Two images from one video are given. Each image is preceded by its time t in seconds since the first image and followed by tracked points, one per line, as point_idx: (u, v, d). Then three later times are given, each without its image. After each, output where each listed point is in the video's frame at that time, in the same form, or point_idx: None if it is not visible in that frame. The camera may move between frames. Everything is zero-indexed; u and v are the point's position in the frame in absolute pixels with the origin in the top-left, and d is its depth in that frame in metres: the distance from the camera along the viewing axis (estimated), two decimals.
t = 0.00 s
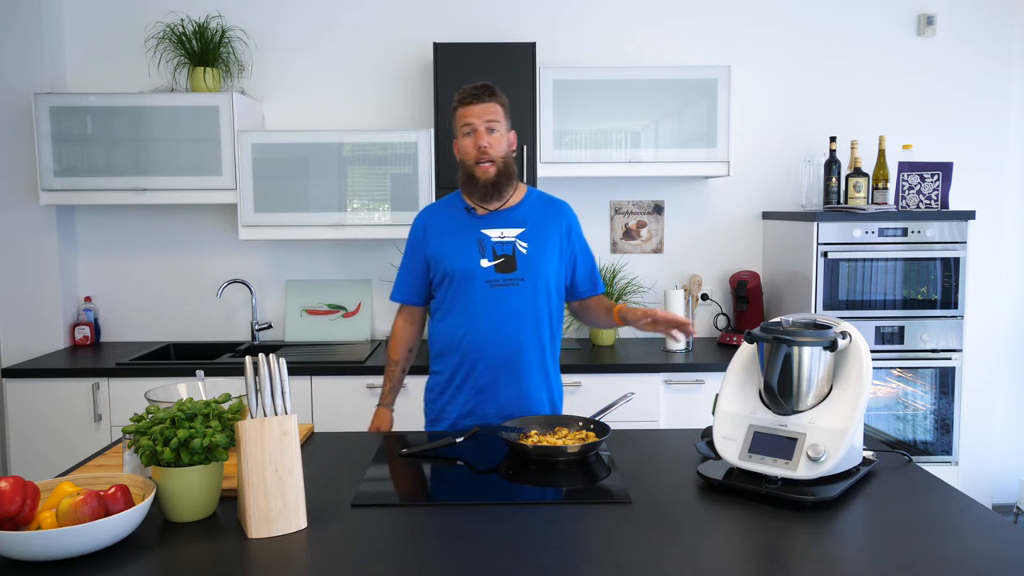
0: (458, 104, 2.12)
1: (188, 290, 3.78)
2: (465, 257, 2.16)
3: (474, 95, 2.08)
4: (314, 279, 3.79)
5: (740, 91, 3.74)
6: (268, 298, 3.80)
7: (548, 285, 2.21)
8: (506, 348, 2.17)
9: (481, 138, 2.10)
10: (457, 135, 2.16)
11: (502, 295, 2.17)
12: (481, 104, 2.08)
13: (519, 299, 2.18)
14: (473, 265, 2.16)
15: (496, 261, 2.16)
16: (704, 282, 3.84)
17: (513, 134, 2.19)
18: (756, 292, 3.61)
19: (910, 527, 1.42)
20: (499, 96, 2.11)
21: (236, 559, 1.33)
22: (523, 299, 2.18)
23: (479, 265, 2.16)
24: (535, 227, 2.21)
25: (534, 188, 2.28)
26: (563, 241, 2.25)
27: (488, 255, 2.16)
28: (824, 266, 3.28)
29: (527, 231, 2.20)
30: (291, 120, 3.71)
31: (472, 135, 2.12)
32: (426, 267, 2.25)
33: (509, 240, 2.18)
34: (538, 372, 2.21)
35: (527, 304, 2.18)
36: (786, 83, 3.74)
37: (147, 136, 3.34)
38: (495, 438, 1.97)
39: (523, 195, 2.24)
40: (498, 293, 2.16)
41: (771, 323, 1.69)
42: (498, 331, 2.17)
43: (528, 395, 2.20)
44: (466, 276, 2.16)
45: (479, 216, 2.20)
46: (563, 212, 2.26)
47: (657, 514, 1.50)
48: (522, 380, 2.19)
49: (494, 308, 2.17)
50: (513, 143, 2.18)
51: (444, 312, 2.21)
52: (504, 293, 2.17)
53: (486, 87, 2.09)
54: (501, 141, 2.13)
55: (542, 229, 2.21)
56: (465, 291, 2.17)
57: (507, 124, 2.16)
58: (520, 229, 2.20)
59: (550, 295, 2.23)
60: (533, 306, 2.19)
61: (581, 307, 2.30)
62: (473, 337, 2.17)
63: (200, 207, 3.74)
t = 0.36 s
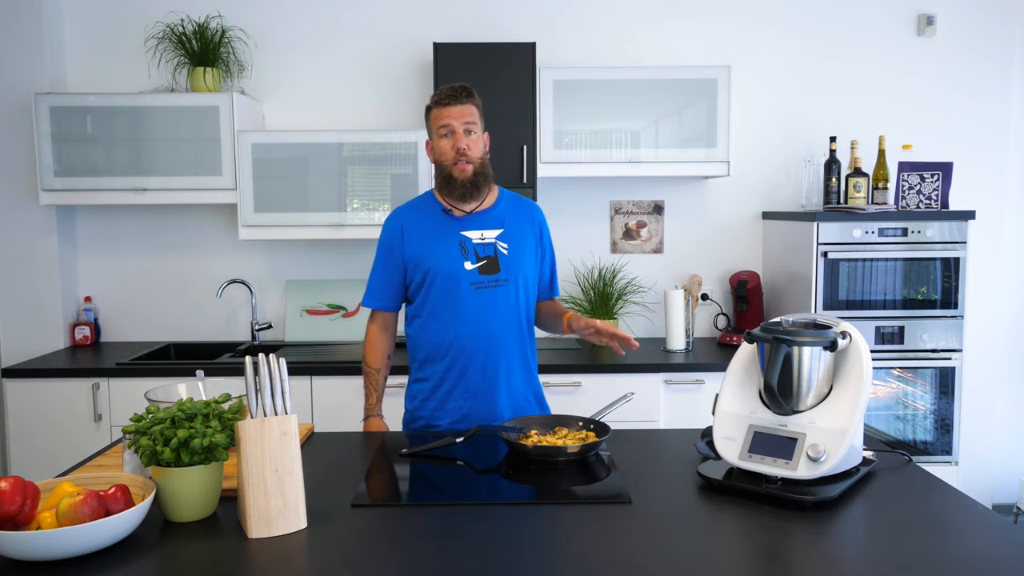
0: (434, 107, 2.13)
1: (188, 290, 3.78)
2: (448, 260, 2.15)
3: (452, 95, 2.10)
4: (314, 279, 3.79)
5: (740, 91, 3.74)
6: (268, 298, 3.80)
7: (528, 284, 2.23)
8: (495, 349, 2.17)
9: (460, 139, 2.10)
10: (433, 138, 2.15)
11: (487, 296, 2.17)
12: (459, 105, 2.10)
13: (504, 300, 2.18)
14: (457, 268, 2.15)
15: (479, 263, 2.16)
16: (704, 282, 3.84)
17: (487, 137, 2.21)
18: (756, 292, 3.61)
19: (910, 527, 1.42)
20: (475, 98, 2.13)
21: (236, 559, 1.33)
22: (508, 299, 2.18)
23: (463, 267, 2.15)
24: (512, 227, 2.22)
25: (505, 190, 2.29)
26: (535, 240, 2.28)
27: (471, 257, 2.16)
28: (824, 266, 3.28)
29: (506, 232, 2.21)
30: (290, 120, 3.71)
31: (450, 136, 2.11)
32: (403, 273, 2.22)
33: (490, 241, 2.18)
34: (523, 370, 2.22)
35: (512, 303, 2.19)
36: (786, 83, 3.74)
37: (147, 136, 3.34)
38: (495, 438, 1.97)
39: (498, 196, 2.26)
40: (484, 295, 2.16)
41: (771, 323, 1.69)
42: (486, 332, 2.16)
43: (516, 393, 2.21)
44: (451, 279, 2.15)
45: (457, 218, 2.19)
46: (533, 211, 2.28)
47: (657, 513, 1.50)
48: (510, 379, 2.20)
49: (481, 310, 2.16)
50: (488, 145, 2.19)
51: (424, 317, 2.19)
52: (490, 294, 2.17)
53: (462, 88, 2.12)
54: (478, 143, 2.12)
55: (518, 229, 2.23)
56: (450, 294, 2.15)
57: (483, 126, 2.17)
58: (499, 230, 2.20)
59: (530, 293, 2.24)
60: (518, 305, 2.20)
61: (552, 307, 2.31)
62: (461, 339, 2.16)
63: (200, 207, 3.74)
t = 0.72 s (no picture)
0: (436, 106, 2.15)
1: (188, 290, 3.78)
2: (448, 260, 2.14)
3: (455, 94, 2.12)
4: (314, 279, 3.79)
5: (739, 91, 3.73)
6: (268, 297, 3.80)
7: (529, 281, 2.22)
8: (499, 347, 2.17)
9: (462, 138, 2.12)
10: (434, 136, 2.16)
11: (489, 294, 2.16)
12: (461, 104, 2.12)
13: (506, 298, 2.18)
14: (457, 267, 2.14)
15: (479, 262, 2.16)
16: (704, 282, 3.84)
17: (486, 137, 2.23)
18: (756, 292, 3.61)
19: (909, 527, 1.42)
20: (477, 97, 2.16)
21: (235, 559, 1.33)
22: (510, 297, 2.18)
23: (464, 266, 2.15)
24: (512, 225, 2.21)
25: (505, 188, 2.29)
26: (537, 239, 2.26)
27: (471, 256, 2.16)
28: (824, 266, 3.28)
29: (506, 230, 2.20)
30: (290, 120, 3.70)
31: (452, 135, 2.13)
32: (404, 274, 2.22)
33: (489, 240, 2.18)
34: (527, 368, 2.22)
35: (514, 301, 2.19)
36: (786, 83, 3.74)
37: (147, 136, 3.34)
38: (495, 438, 1.97)
39: (497, 195, 2.26)
40: (484, 293, 2.16)
41: (771, 323, 1.69)
42: (488, 331, 2.15)
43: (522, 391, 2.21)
44: (451, 278, 2.14)
45: (458, 218, 2.19)
46: (534, 208, 2.27)
47: (656, 513, 1.50)
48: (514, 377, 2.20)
49: (482, 308, 2.16)
50: (487, 145, 2.21)
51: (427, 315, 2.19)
52: (491, 292, 2.16)
53: (464, 87, 2.14)
54: (479, 142, 2.15)
55: (518, 226, 2.22)
56: (451, 294, 2.15)
57: (483, 126, 2.20)
58: (499, 228, 2.20)
59: (532, 290, 2.24)
60: (519, 302, 2.20)
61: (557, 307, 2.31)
62: (464, 339, 2.15)
63: (200, 207, 3.74)
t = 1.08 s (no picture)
0: (472, 101, 2.12)
1: (187, 290, 3.78)
2: (456, 257, 2.14)
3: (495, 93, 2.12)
4: (314, 279, 3.79)
5: (739, 91, 3.73)
6: (267, 297, 3.80)
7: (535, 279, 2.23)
8: (506, 345, 2.16)
9: (499, 137, 2.12)
10: (466, 131, 2.13)
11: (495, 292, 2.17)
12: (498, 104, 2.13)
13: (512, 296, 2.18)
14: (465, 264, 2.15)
15: (486, 259, 2.16)
16: (704, 282, 3.84)
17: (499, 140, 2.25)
18: (756, 292, 3.61)
19: (909, 527, 1.42)
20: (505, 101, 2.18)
21: (236, 559, 1.33)
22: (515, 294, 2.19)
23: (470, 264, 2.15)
24: (519, 223, 2.22)
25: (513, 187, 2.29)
26: (545, 235, 2.26)
27: (478, 253, 2.16)
28: (824, 266, 3.28)
29: (513, 228, 2.20)
30: (290, 120, 3.70)
31: (488, 133, 2.12)
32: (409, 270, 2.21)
33: (497, 237, 2.18)
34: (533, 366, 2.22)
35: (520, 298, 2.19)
36: (786, 83, 3.74)
37: (147, 136, 3.34)
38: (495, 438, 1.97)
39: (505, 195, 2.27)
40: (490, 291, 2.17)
41: (771, 323, 1.69)
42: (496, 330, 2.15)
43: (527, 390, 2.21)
44: (458, 275, 2.15)
45: (470, 216, 2.18)
46: (542, 206, 2.27)
47: (656, 514, 1.50)
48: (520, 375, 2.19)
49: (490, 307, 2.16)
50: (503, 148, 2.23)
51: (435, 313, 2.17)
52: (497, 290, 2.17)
53: (498, 89, 2.15)
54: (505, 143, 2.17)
55: (525, 224, 2.23)
56: (458, 291, 2.15)
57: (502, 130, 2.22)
58: (507, 226, 2.20)
59: (538, 288, 2.24)
60: (525, 300, 2.21)
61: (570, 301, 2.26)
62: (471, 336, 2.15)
63: (200, 207, 3.74)
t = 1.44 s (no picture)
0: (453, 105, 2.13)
1: (187, 290, 3.78)
2: (474, 259, 2.14)
3: (469, 94, 2.09)
4: (314, 279, 3.79)
5: (739, 91, 3.73)
6: (267, 297, 3.80)
7: (550, 284, 2.24)
8: (518, 346, 2.17)
9: (479, 137, 2.10)
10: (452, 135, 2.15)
11: (512, 295, 2.17)
12: (476, 102, 2.09)
13: (528, 299, 2.18)
14: (483, 267, 2.14)
15: (504, 262, 2.15)
16: (704, 282, 3.84)
17: (509, 132, 2.20)
18: (756, 292, 3.61)
19: (909, 527, 1.42)
20: (494, 94, 2.12)
21: (235, 559, 1.33)
22: (532, 299, 2.19)
23: (489, 266, 2.14)
24: (535, 227, 2.22)
25: (528, 189, 2.28)
26: (558, 239, 2.28)
27: (496, 256, 2.15)
28: (824, 266, 3.28)
29: (530, 231, 2.20)
30: (291, 120, 3.70)
31: (469, 134, 2.12)
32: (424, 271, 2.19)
33: (514, 240, 2.17)
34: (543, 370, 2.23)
35: (536, 303, 2.19)
36: (786, 82, 3.74)
37: (147, 136, 3.34)
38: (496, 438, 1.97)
39: (521, 195, 2.25)
40: (508, 294, 2.16)
41: (771, 323, 1.69)
42: (508, 331, 2.16)
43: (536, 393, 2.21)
44: (477, 278, 2.14)
45: (484, 217, 2.17)
46: (556, 210, 2.28)
47: (656, 514, 1.50)
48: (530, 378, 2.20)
49: (504, 309, 2.16)
50: (508, 140, 2.18)
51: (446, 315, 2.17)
52: (514, 293, 2.17)
53: (480, 84, 2.10)
54: (496, 139, 2.13)
55: (541, 228, 2.23)
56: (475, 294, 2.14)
57: (504, 123, 2.17)
58: (523, 229, 2.20)
59: (552, 293, 2.25)
60: (541, 304, 2.21)
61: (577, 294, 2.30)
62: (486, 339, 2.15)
63: (200, 207, 3.74)
